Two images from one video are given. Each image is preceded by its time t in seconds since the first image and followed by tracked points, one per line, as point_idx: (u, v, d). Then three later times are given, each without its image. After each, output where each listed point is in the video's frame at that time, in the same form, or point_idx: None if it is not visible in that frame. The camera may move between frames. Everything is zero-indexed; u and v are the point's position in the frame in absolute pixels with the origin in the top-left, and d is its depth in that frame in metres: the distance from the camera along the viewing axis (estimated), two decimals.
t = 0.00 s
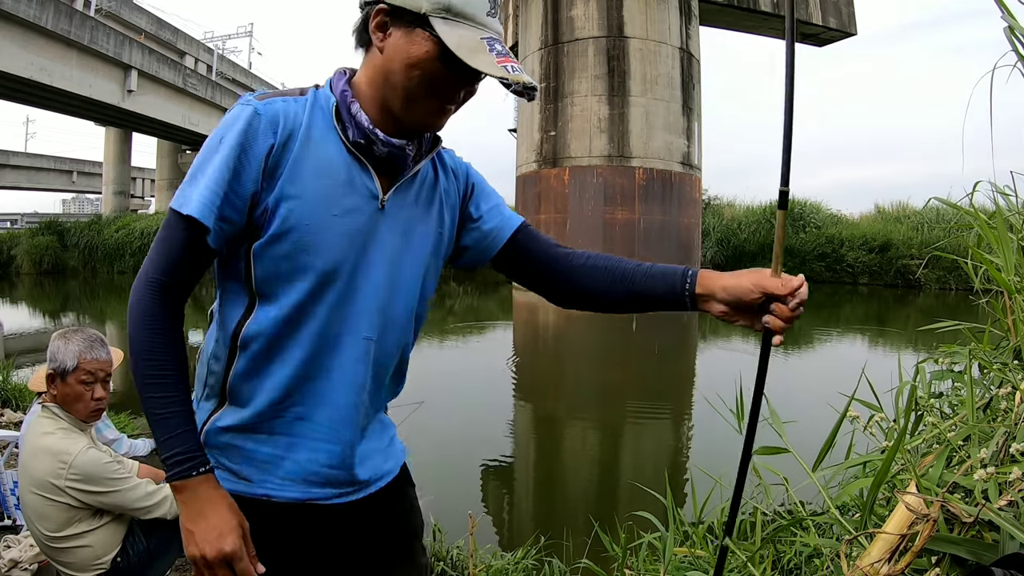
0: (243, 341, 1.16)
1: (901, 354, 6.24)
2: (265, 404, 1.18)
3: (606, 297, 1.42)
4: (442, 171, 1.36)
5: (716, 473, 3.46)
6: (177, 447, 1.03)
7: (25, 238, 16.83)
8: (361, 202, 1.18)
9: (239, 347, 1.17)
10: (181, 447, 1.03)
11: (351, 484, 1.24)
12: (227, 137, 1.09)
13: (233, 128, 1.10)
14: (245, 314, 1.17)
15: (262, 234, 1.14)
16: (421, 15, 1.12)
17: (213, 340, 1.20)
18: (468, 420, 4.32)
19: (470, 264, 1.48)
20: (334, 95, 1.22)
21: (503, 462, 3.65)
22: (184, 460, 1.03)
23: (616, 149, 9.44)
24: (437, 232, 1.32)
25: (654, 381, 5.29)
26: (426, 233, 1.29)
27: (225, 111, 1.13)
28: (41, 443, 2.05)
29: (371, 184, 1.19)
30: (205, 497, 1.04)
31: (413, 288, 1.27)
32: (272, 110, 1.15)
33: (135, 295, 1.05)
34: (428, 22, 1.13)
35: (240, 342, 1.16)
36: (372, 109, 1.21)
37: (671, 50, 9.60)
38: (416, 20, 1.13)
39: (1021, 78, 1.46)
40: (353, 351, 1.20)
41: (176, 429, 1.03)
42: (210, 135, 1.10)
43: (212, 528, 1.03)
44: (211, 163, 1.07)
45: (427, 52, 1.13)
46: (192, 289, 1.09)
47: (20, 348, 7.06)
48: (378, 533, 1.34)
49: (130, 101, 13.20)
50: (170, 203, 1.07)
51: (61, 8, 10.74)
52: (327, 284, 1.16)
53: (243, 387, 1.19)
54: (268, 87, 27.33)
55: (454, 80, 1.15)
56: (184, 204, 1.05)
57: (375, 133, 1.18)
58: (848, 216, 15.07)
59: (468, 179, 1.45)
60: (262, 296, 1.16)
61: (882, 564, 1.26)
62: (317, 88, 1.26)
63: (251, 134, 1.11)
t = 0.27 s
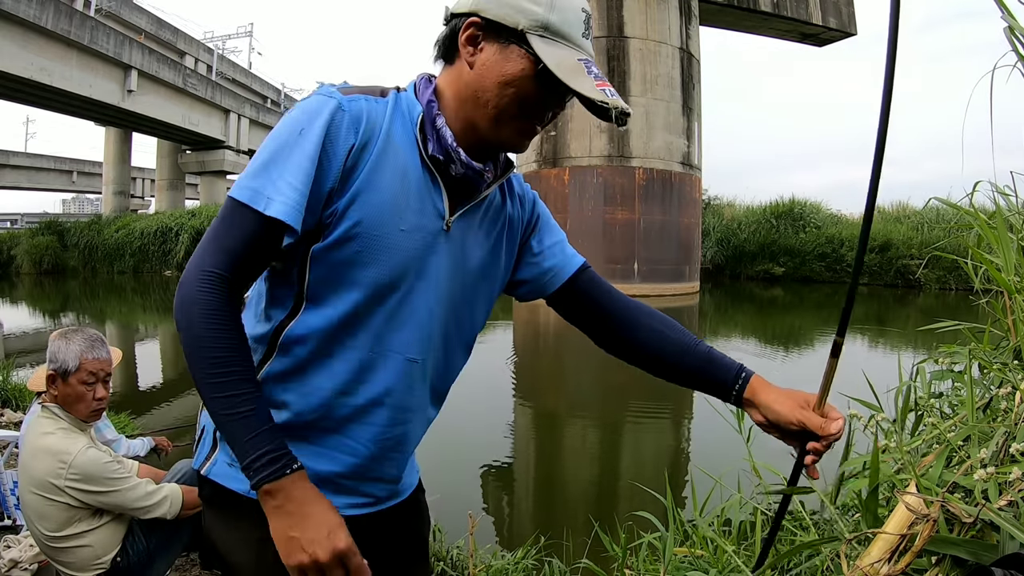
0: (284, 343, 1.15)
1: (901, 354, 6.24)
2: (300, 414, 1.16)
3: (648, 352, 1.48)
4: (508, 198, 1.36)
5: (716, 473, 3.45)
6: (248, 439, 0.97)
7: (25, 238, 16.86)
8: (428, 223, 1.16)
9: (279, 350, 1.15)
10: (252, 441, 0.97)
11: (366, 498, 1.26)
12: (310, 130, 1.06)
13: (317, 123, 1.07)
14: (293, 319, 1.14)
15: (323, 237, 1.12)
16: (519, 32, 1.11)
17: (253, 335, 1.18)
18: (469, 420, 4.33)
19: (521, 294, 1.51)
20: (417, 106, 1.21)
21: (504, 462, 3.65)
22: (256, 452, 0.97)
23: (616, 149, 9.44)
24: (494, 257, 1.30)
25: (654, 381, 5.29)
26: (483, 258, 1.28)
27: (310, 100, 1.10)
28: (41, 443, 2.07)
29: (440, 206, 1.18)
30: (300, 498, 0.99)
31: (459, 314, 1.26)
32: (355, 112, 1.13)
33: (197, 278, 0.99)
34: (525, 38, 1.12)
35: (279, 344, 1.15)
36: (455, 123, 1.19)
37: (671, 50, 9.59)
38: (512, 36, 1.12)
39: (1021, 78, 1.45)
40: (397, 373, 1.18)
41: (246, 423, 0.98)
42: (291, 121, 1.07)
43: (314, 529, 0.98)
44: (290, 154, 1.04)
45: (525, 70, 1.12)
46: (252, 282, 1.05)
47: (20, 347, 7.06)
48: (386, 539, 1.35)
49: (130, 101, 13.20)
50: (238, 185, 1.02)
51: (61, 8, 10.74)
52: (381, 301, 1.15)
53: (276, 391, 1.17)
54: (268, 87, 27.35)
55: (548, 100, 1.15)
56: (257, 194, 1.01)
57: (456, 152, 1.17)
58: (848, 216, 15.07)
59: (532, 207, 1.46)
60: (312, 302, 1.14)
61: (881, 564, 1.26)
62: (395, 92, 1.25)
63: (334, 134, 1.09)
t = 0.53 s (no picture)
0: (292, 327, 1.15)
1: (901, 354, 6.24)
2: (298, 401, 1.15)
3: (659, 363, 1.50)
4: (534, 205, 1.35)
5: (717, 473, 3.46)
6: (355, 405, 0.87)
7: (25, 239, 16.86)
8: (447, 221, 1.16)
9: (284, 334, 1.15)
10: (368, 402, 0.87)
11: (360, 498, 1.23)
12: (347, 116, 1.06)
13: (356, 111, 1.07)
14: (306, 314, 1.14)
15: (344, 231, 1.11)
16: (546, 16, 1.11)
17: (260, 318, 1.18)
18: (470, 420, 4.33)
19: (540, 296, 1.50)
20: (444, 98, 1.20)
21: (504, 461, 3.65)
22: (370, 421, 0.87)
23: (616, 149, 9.44)
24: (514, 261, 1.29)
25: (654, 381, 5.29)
26: (503, 264, 1.24)
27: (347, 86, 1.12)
28: (41, 443, 2.10)
29: (461, 204, 1.17)
30: (464, 461, 0.87)
31: (471, 316, 1.23)
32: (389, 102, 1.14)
33: (255, 254, 0.94)
34: (551, 23, 1.11)
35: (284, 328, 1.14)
36: (484, 113, 1.19)
37: (671, 50, 9.59)
38: (539, 21, 1.11)
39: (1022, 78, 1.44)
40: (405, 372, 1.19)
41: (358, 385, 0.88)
42: (331, 106, 1.06)
43: (495, 501, 0.86)
44: (334, 139, 1.03)
45: (553, 54, 1.10)
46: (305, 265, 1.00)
47: (20, 348, 7.06)
48: (379, 545, 1.32)
49: (130, 101, 13.20)
50: (277, 167, 1.00)
51: (61, 8, 10.74)
52: (392, 294, 1.14)
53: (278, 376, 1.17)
54: (268, 87, 27.35)
55: (578, 87, 1.13)
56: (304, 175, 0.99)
57: (481, 147, 1.17)
58: (849, 216, 15.06)
59: (563, 216, 1.47)
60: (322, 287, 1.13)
61: (882, 563, 1.27)
62: (422, 83, 1.25)
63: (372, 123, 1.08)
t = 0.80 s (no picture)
0: (279, 348, 1.05)
1: (901, 354, 6.24)
2: (287, 422, 1.08)
3: (665, 363, 1.39)
4: (541, 220, 1.28)
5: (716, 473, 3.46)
6: (577, 401, 0.78)
7: (25, 239, 16.91)
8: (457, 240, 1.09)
9: (275, 354, 1.06)
10: (595, 400, 0.79)
11: (349, 514, 1.18)
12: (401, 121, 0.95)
13: (400, 116, 0.95)
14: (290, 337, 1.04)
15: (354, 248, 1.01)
16: (568, 25, 0.99)
17: (249, 334, 1.09)
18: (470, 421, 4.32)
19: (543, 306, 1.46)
20: (458, 109, 1.06)
21: (504, 462, 3.64)
22: (595, 419, 0.78)
23: (616, 149, 9.44)
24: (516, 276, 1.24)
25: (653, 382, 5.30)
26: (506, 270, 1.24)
27: (377, 84, 0.99)
28: (41, 443, 2.13)
29: (468, 223, 1.11)
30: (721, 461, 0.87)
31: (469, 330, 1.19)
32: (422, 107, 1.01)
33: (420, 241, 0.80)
34: (575, 31, 0.99)
35: (273, 347, 1.05)
36: (498, 128, 1.09)
37: (670, 50, 9.58)
38: (561, 29, 1.00)
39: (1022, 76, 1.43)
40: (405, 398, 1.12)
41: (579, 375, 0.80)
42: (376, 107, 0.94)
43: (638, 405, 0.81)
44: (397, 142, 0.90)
45: (575, 68, 0.99)
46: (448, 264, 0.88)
47: (20, 348, 7.07)
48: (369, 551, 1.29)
49: (130, 101, 13.20)
50: (354, 162, 0.85)
51: (61, 8, 10.74)
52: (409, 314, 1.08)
53: (268, 395, 1.09)
54: (268, 87, 27.34)
55: (601, 104, 1.03)
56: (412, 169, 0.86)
57: (496, 166, 1.06)
58: (848, 216, 15.07)
59: (572, 225, 1.41)
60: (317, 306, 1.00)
61: (882, 564, 1.23)
62: (438, 86, 1.12)
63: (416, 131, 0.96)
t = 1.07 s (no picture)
0: (277, 373, 0.96)
1: (901, 354, 6.24)
2: (293, 450, 0.98)
3: (595, 411, 1.33)
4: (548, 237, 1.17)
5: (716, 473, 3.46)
6: (567, 499, 0.69)
7: (26, 239, 16.93)
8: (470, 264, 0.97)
9: (272, 379, 0.96)
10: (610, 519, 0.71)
11: (354, 532, 1.10)
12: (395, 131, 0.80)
13: (395, 128, 0.79)
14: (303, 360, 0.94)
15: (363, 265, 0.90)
16: (611, 28, 0.86)
17: (245, 354, 0.98)
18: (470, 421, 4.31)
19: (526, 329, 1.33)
20: (476, 118, 0.92)
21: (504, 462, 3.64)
22: (579, 522, 0.69)
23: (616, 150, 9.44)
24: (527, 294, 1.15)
25: (653, 382, 5.31)
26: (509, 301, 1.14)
27: (374, 87, 0.84)
28: (42, 444, 2.13)
29: (481, 240, 0.97)
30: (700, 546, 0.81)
31: (478, 349, 1.10)
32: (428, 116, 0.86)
33: (398, 304, 0.68)
34: (617, 37, 0.87)
35: (270, 371, 0.96)
36: (516, 137, 0.97)
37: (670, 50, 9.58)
38: (602, 32, 0.87)
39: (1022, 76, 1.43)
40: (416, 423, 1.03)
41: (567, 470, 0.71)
42: (364, 115, 0.79)
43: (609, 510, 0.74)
44: (385, 162, 0.75)
45: (615, 79, 0.87)
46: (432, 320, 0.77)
47: (19, 348, 7.06)
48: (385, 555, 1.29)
49: (130, 101, 13.19)
50: (334, 184, 0.71)
51: (61, 8, 10.74)
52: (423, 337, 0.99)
53: (265, 420, 0.98)
54: (268, 87, 27.33)
55: (637, 121, 0.92)
56: (404, 203, 0.72)
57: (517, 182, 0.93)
58: (848, 216, 15.08)
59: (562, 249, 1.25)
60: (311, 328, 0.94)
61: (866, 551, 1.23)
62: (450, 84, 0.97)
63: (413, 146, 0.80)
